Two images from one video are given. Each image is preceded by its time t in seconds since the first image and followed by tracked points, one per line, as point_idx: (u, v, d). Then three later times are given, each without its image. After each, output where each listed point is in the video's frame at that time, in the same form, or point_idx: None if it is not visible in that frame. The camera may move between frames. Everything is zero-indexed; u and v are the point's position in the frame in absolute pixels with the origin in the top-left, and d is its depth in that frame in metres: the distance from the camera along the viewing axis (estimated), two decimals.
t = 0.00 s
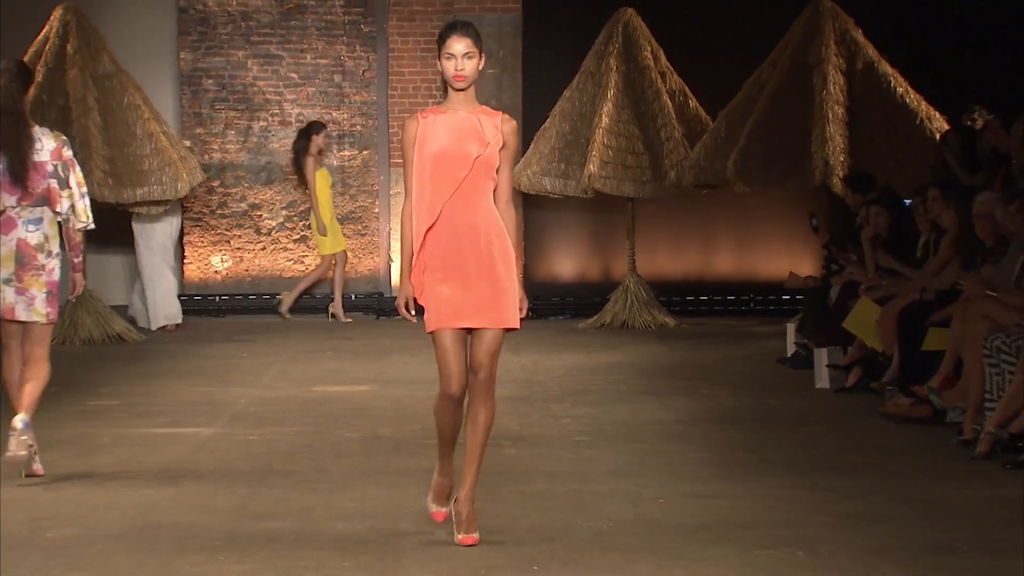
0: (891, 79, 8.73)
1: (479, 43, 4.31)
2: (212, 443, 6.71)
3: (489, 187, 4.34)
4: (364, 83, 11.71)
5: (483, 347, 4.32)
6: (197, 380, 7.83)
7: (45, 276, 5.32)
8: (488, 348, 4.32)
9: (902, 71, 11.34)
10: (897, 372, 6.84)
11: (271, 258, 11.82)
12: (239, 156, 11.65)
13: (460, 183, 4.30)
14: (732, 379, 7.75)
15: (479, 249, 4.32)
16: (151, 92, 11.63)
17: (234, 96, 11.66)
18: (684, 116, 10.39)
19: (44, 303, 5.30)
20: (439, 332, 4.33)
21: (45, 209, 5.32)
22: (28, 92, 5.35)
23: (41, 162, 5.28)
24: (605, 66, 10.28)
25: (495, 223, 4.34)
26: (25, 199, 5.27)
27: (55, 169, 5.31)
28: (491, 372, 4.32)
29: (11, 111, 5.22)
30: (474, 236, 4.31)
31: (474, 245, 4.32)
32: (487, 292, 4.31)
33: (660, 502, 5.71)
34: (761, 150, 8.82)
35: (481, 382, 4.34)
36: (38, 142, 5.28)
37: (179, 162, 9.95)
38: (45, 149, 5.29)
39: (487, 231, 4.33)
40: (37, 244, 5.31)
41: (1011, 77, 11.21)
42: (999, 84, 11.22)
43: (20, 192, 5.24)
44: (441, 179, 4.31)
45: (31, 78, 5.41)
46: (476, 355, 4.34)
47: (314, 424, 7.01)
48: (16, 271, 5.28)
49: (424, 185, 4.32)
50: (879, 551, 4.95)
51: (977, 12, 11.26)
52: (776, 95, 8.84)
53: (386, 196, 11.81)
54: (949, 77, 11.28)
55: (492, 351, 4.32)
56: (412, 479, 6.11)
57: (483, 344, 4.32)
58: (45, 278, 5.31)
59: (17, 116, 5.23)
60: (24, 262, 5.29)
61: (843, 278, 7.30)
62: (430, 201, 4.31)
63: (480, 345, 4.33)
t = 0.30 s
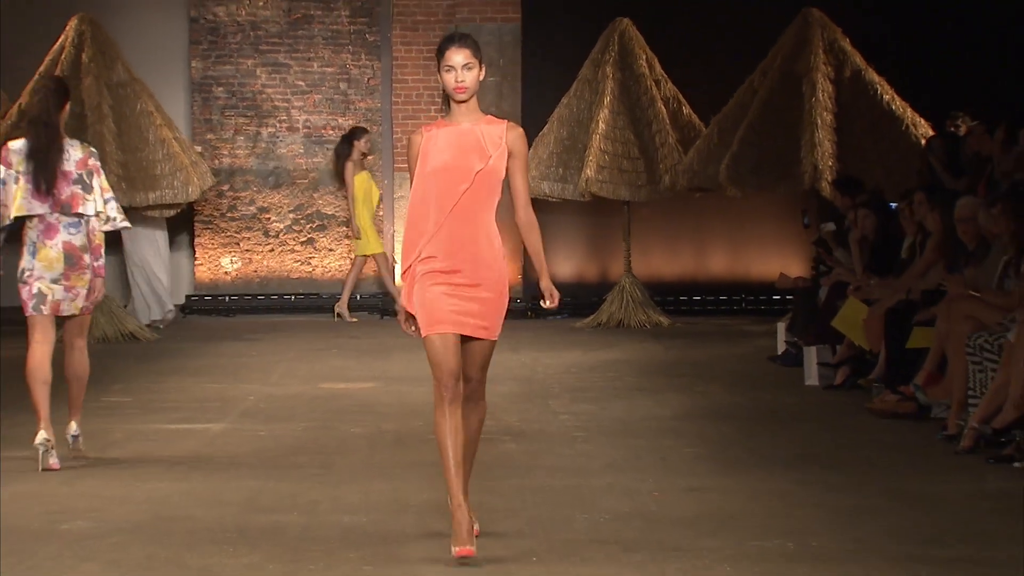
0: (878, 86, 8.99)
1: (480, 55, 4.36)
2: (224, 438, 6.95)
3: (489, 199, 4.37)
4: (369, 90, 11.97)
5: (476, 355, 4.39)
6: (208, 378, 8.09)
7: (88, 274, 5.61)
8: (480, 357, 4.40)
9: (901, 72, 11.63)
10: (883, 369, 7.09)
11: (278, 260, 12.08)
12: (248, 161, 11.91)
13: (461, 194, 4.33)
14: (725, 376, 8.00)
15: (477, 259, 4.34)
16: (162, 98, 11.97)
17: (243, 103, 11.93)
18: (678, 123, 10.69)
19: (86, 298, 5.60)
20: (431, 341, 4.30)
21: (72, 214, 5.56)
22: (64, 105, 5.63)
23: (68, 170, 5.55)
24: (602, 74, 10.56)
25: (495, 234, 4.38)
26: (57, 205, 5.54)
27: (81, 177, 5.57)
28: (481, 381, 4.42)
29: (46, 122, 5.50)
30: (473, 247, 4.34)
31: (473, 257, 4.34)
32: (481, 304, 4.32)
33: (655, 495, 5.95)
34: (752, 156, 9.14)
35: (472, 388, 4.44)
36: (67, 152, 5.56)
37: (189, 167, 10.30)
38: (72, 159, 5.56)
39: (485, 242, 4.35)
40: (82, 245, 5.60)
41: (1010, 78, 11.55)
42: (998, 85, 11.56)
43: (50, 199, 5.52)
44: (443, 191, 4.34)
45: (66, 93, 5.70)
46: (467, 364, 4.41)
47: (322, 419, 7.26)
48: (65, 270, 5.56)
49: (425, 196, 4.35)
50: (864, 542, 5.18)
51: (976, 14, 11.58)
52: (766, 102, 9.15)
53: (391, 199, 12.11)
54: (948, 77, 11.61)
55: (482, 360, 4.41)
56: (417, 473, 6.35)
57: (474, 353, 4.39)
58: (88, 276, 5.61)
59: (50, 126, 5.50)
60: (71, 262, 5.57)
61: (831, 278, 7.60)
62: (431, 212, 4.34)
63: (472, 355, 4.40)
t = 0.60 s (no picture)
0: (862, 93, 9.39)
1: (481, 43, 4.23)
2: (235, 430, 7.26)
3: (489, 189, 4.28)
4: (375, 97, 12.48)
5: (477, 354, 4.22)
6: (219, 372, 8.40)
7: (122, 264, 6.00)
8: (482, 358, 4.23)
9: (901, 70, 12.34)
10: (869, 365, 7.39)
11: (287, 260, 12.52)
12: (258, 164, 12.40)
13: (460, 185, 4.24)
14: (716, 372, 8.29)
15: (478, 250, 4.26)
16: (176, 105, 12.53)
17: (254, 109, 12.44)
18: (671, 128, 11.02)
19: (120, 288, 5.97)
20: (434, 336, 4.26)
21: (107, 212, 5.96)
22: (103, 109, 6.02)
23: (106, 171, 5.94)
24: (597, 81, 10.89)
25: (495, 225, 4.29)
26: (93, 202, 5.93)
27: (118, 177, 5.96)
28: (487, 387, 4.25)
29: (86, 124, 5.87)
30: (474, 238, 4.26)
31: (474, 248, 4.26)
32: (482, 295, 4.23)
33: (649, 485, 6.23)
34: (742, 160, 9.46)
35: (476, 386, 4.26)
36: (105, 153, 5.94)
37: (201, 170, 10.78)
38: (110, 160, 5.93)
39: (485, 233, 4.27)
40: (111, 237, 5.98)
41: (1010, 74, 12.27)
42: (998, 82, 12.27)
43: (87, 197, 5.92)
44: (441, 182, 4.24)
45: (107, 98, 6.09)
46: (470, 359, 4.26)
47: (328, 413, 7.57)
48: (99, 262, 5.96)
49: (424, 187, 4.25)
50: (847, 524, 5.44)
51: (975, 13, 12.29)
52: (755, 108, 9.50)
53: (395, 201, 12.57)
54: (949, 77, 12.33)
55: (486, 363, 4.23)
56: (419, 464, 6.63)
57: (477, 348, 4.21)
58: (121, 265, 5.99)
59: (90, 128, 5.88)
60: (104, 253, 5.97)
61: (818, 278, 7.90)
62: (431, 203, 4.25)
63: (475, 351, 4.23)
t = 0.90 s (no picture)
0: (847, 100, 9.81)
1: (482, 62, 4.24)
2: (247, 422, 7.60)
3: (488, 208, 4.28)
4: (380, 104, 12.95)
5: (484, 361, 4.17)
6: (231, 368, 8.74)
7: (147, 273, 6.34)
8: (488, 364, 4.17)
9: (901, 71, 12.69)
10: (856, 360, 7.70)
11: (296, 260, 12.99)
12: (269, 169, 12.86)
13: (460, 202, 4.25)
14: (708, 369, 8.60)
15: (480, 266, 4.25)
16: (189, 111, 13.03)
17: (264, 115, 12.89)
18: (664, 133, 11.37)
19: (143, 295, 6.32)
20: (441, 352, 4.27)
21: (145, 223, 6.34)
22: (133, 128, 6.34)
23: (144, 186, 6.31)
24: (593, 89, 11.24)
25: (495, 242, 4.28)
26: (130, 215, 6.30)
27: (155, 192, 6.34)
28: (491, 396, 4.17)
29: (121, 145, 6.22)
30: (475, 255, 4.25)
31: (475, 264, 4.25)
32: (484, 311, 4.21)
33: (643, 476, 6.54)
34: (731, 166, 9.92)
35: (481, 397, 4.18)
36: (141, 169, 6.29)
37: (214, 173, 11.55)
38: (147, 176, 6.30)
39: (486, 250, 4.25)
40: (139, 249, 6.34)
41: (1010, 75, 12.54)
42: (998, 83, 12.56)
43: (125, 210, 6.28)
44: (441, 199, 4.25)
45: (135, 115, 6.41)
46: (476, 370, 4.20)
47: (335, 406, 7.90)
48: (123, 270, 6.31)
49: (424, 204, 4.26)
50: (829, 512, 5.72)
51: (975, 15, 12.59)
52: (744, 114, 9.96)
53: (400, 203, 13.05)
54: (949, 77, 12.64)
55: (491, 371, 4.17)
56: (424, 456, 6.95)
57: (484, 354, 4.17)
58: (144, 275, 6.33)
59: (124, 149, 6.24)
60: (129, 263, 6.32)
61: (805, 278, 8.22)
62: (431, 219, 4.25)
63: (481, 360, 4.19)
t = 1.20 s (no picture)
0: (832, 106, 10.14)
1: (479, 49, 4.25)
2: (257, 415, 7.94)
3: (489, 194, 4.29)
4: (385, 109, 13.32)
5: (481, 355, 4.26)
6: (242, 363, 9.09)
7: (179, 261, 6.71)
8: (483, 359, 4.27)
9: (901, 71, 13.05)
10: (841, 354, 8.04)
11: (304, 259, 13.35)
12: (278, 172, 13.21)
13: (461, 189, 4.25)
14: (699, 364, 8.93)
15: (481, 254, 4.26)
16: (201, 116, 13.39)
17: (273, 120, 13.24)
18: (658, 138, 11.74)
19: (177, 280, 6.71)
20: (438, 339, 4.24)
21: (172, 213, 6.70)
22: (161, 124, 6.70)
23: (169, 178, 6.68)
24: (590, 94, 11.59)
25: (496, 230, 4.30)
26: (159, 206, 6.64)
27: (179, 184, 6.71)
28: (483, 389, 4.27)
29: (151, 139, 6.57)
30: (475, 242, 4.26)
31: (476, 250, 4.26)
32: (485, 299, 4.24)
33: (636, 466, 6.86)
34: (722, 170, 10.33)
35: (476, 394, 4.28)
36: (168, 163, 6.67)
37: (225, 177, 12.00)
38: (172, 168, 6.68)
39: (486, 238, 4.27)
40: (172, 238, 6.69)
41: (1011, 74, 12.92)
42: (998, 82, 12.95)
43: (154, 201, 6.63)
44: (442, 187, 4.25)
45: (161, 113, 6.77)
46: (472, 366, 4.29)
47: (343, 399, 8.24)
48: (159, 258, 6.65)
49: (425, 192, 4.26)
50: (811, 501, 6.05)
51: (975, 15, 12.95)
52: (735, 120, 10.36)
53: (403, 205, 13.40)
54: (949, 77, 12.99)
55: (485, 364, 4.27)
56: (428, 447, 7.27)
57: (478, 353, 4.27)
58: (177, 262, 6.70)
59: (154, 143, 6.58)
60: (164, 251, 6.66)
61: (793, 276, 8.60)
62: (432, 207, 4.25)
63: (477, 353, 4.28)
